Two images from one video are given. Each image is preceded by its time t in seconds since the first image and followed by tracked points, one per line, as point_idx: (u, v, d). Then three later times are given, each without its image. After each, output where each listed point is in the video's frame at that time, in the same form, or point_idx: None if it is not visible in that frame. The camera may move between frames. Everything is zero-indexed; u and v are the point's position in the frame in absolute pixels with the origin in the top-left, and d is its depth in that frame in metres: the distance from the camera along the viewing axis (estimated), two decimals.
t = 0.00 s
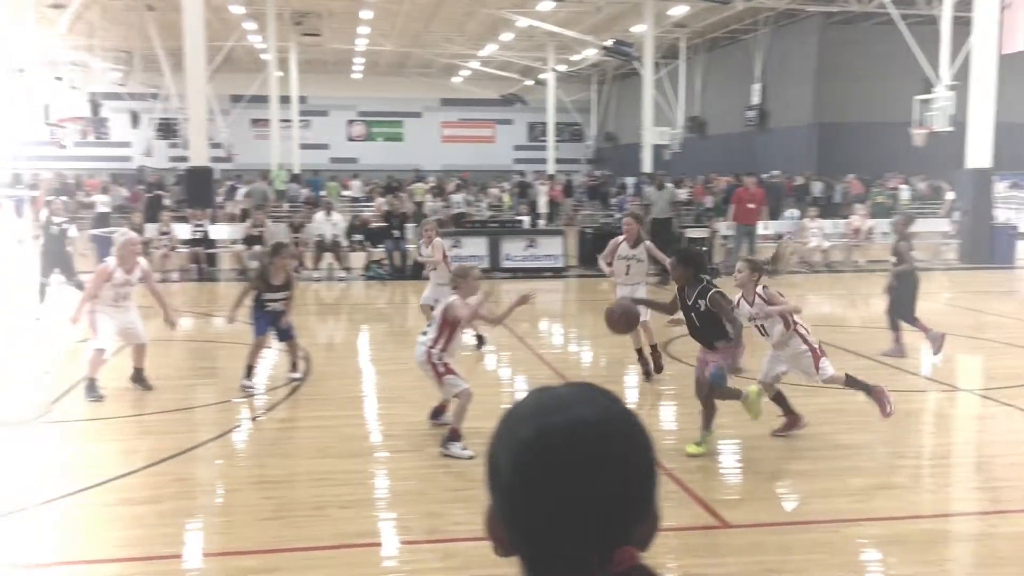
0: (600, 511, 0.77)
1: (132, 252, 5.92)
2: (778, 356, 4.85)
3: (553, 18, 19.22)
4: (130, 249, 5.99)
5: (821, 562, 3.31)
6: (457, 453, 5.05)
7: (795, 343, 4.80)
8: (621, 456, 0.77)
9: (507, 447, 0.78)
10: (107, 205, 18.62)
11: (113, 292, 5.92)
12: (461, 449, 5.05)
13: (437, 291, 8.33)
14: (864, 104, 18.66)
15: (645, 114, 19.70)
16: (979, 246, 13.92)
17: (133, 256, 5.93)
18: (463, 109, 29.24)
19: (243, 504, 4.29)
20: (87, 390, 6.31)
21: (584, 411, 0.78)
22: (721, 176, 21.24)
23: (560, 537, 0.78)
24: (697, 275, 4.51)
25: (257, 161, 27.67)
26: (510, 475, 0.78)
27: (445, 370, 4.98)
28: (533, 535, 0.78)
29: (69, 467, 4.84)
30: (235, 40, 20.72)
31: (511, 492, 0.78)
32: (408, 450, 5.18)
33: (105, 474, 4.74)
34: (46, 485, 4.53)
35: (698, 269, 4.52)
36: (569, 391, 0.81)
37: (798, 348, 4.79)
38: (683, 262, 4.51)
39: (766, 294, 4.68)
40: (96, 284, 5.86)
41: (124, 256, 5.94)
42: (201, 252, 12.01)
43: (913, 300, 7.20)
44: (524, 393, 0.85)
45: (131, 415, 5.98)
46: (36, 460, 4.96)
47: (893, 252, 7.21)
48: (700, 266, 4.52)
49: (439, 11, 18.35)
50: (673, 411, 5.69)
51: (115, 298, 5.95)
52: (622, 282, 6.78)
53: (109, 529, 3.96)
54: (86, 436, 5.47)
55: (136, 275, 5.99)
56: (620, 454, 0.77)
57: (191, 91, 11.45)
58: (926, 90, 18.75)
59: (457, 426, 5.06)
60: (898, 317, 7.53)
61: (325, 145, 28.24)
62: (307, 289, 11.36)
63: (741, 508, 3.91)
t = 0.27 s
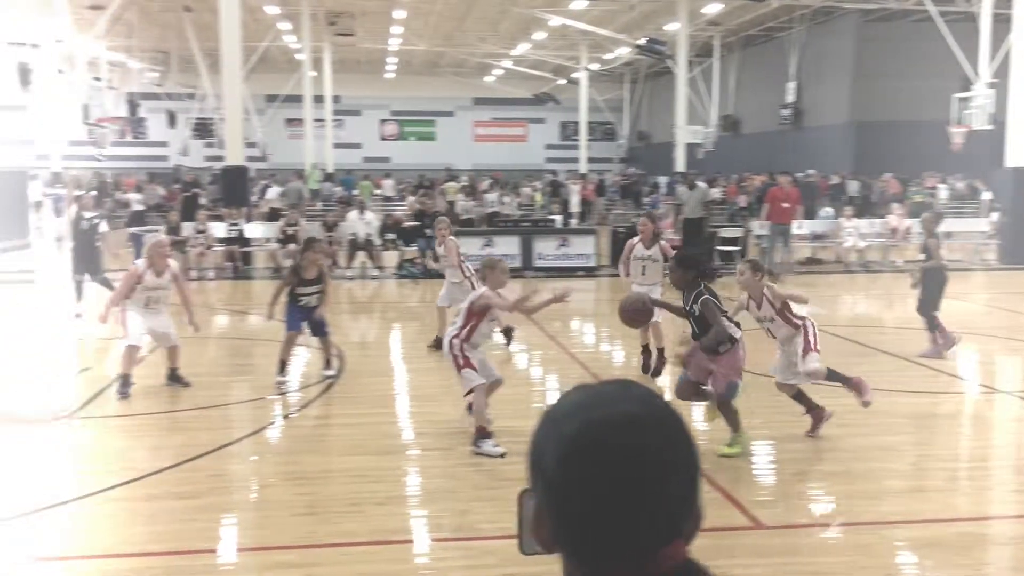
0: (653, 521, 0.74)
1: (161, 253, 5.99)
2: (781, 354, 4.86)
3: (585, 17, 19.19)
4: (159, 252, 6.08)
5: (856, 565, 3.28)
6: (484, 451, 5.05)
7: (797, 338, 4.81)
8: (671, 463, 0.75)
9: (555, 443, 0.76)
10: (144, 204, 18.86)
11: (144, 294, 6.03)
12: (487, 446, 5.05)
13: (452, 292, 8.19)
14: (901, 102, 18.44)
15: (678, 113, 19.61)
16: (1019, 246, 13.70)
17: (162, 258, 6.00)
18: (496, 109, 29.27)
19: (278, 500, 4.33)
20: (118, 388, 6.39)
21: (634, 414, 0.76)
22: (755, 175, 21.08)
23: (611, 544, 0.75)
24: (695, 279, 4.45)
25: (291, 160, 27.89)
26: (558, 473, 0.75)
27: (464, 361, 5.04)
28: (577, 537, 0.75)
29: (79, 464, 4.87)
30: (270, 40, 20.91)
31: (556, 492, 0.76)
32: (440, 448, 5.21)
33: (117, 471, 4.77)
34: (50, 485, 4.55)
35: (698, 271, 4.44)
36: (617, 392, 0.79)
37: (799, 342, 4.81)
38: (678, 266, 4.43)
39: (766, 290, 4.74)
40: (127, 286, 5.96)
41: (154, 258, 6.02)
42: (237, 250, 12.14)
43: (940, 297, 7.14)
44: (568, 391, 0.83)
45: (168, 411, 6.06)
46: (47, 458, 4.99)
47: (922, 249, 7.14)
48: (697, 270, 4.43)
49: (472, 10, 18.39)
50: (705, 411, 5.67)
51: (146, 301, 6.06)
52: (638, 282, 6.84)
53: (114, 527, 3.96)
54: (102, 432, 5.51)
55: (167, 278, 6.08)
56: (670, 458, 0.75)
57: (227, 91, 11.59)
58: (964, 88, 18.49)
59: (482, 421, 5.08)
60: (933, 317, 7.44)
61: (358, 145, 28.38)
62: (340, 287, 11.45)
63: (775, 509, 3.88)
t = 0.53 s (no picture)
0: (705, 526, 0.73)
1: (192, 253, 6.09)
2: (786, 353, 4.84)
3: (627, 16, 19.11)
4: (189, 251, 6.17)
5: (901, 570, 3.22)
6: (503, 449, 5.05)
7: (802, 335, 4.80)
8: (724, 467, 0.73)
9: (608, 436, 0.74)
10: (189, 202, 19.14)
11: (179, 294, 6.15)
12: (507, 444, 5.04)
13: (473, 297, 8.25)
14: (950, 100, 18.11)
15: (720, 113, 19.45)
16: None
17: (193, 258, 6.09)
18: (536, 108, 29.27)
19: (319, 496, 4.36)
20: (145, 385, 6.45)
21: (688, 415, 0.74)
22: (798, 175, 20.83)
23: (659, 542, 0.72)
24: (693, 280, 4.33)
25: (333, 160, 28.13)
26: (610, 469, 0.73)
27: (494, 358, 5.06)
28: (629, 535, 0.73)
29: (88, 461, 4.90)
30: (313, 40, 21.09)
31: (608, 488, 0.73)
32: (479, 446, 5.22)
33: (127, 469, 4.78)
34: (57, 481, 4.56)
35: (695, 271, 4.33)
36: (673, 388, 0.77)
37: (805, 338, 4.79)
38: (670, 263, 4.33)
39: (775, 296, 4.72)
40: (158, 286, 6.07)
41: (185, 257, 6.11)
42: (280, 249, 12.28)
43: (978, 298, 6.99)
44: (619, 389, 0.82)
45: (211, 407, 6.14)
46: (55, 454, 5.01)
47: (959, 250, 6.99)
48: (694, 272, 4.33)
49: (513, 10, 18.41)
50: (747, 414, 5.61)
51: (181, 301, 6.17)
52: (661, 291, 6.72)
53: (114, 527, 3.95)
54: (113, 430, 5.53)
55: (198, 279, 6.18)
56: (723, 461, 0.73)
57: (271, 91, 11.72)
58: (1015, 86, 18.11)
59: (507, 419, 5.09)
60: (980, 319, 7.30)
61: (399, 145, 28.54)
62: (381, 286, 11.52)
63: (818, 512, 3.83)
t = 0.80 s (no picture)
0: (760, 522, 0.70)
1: (211, 250, 6.15)
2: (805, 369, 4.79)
3: (663, 16, 19.02)
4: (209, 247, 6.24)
5: None
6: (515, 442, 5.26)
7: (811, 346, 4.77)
8: (778, 463, 0.71)
9: (661, 428, 0.71)
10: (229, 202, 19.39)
11: (204, 293, 6.25)
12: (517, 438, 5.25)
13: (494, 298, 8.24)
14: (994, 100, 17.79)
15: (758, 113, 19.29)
16: None
17: (211, 254, 6.15)
18: (572, 109, 29.24)
19: (354, 495, 4.39)
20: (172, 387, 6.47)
21: (742, 407, 0.72)
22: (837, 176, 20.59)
23: (713, 540, 0.70)
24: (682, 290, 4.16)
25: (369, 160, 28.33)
26: (664, 464, 0.70)
27: (526, 360, 5.11)
28: (681, 538, 0.71)
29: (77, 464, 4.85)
30: (351, 42, 21.23)
31: (660, 486, 0.71)
32: (514, 447, 5.22)
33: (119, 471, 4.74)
34: (63, 480, 4.57)
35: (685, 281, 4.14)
36: (727, 388, 0.75)
37: (817, 354, 4.74)
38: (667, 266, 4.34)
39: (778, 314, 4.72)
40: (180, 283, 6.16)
41: (206, 253, 6.18)
42: (317, 249, 12.40)
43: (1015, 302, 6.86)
44: (664, 385, 0.80)
45: (249, 405, 6.22)
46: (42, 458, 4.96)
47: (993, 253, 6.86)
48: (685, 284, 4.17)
49: (550, 11, 18.41)
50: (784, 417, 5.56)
51: (208, 298, 6.28)
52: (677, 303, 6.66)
53: (102, 527, 3.95)
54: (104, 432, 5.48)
55: (218, 272, 6.23)
56: (778, 460, 0.71)
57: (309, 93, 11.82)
58: None
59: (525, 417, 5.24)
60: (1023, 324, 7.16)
61: (435, 146, 28.67)
62: (417, 286, 11.58)
63: (857, 517, 3.78)
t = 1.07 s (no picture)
0: (814, 516, 0.72)
1: (231, 247, 6.26)
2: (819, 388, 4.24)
3: (702, 16, 18.91)
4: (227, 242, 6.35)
5: None
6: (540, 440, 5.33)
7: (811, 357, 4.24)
8: (833, 456, 0.73)
9: (717, 417, 0.74)
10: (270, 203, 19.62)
11: (220, 287, 6.31)
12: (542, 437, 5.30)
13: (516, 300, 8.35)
14: None
15: (799, 114, 19.09)
16: None
17: (232, 252, 6.26)
18: (612, 110, 29.17)
19: (393, 493, 4.43)
20: (211, 387, 6.54)
21: (799, 402, 0.74)
22: (880, 178, 20.33)
23: (765, 530, 0.72)
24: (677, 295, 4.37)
25: (408, 162, 28.49)
26: (720, 452, 0.73)
27: (550, 358, 5.08)
28: (735, 535, 0.73)
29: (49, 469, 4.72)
30: (391, 44, 21.37)
31: (716, 475, 0.73)
32: (550, 447, 5.23)
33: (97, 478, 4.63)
34: (91, 480, 4.62)
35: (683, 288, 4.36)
36: (783, 388, 0.77)
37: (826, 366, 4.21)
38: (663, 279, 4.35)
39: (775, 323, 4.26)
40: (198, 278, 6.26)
41: (223, 253, 6.27)
42: (357, 249, 12.49)
43: None
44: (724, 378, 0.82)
45: (288, 404, 6.29)
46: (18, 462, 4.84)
47: None
48: (684, 288, 4.35)
49: (589, 13, 18.40)
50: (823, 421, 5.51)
51: (225, 293, 6.33)
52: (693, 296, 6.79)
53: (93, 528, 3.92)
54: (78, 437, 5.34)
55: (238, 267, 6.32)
56: (831, 461, 0.73)
57: (349, 94, 11.92)
58: None
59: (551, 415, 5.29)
60: None
61: (473, 147, 28.77)
62: (455, 287, 11.62)
63: (898, 522, 3.74)
